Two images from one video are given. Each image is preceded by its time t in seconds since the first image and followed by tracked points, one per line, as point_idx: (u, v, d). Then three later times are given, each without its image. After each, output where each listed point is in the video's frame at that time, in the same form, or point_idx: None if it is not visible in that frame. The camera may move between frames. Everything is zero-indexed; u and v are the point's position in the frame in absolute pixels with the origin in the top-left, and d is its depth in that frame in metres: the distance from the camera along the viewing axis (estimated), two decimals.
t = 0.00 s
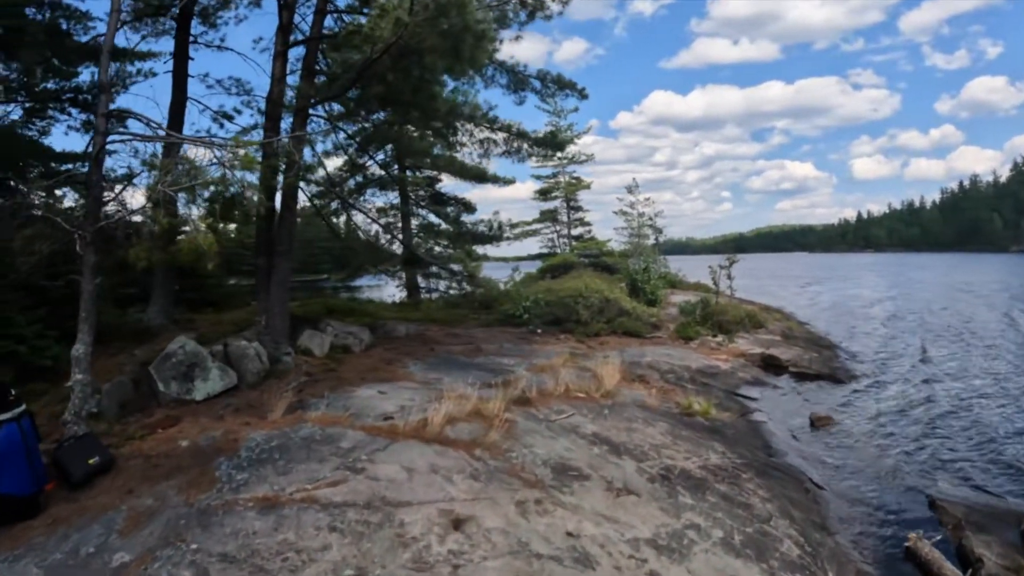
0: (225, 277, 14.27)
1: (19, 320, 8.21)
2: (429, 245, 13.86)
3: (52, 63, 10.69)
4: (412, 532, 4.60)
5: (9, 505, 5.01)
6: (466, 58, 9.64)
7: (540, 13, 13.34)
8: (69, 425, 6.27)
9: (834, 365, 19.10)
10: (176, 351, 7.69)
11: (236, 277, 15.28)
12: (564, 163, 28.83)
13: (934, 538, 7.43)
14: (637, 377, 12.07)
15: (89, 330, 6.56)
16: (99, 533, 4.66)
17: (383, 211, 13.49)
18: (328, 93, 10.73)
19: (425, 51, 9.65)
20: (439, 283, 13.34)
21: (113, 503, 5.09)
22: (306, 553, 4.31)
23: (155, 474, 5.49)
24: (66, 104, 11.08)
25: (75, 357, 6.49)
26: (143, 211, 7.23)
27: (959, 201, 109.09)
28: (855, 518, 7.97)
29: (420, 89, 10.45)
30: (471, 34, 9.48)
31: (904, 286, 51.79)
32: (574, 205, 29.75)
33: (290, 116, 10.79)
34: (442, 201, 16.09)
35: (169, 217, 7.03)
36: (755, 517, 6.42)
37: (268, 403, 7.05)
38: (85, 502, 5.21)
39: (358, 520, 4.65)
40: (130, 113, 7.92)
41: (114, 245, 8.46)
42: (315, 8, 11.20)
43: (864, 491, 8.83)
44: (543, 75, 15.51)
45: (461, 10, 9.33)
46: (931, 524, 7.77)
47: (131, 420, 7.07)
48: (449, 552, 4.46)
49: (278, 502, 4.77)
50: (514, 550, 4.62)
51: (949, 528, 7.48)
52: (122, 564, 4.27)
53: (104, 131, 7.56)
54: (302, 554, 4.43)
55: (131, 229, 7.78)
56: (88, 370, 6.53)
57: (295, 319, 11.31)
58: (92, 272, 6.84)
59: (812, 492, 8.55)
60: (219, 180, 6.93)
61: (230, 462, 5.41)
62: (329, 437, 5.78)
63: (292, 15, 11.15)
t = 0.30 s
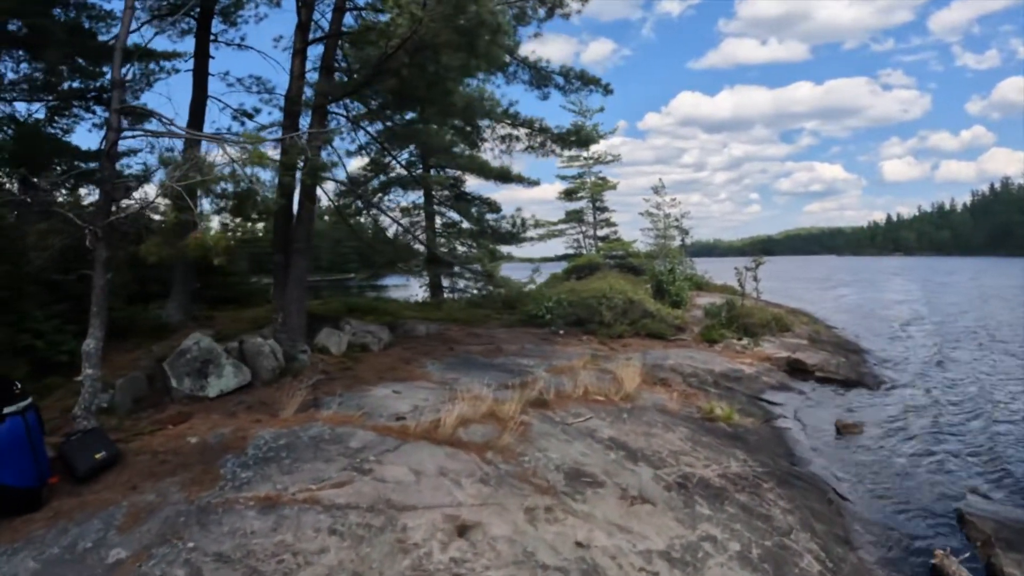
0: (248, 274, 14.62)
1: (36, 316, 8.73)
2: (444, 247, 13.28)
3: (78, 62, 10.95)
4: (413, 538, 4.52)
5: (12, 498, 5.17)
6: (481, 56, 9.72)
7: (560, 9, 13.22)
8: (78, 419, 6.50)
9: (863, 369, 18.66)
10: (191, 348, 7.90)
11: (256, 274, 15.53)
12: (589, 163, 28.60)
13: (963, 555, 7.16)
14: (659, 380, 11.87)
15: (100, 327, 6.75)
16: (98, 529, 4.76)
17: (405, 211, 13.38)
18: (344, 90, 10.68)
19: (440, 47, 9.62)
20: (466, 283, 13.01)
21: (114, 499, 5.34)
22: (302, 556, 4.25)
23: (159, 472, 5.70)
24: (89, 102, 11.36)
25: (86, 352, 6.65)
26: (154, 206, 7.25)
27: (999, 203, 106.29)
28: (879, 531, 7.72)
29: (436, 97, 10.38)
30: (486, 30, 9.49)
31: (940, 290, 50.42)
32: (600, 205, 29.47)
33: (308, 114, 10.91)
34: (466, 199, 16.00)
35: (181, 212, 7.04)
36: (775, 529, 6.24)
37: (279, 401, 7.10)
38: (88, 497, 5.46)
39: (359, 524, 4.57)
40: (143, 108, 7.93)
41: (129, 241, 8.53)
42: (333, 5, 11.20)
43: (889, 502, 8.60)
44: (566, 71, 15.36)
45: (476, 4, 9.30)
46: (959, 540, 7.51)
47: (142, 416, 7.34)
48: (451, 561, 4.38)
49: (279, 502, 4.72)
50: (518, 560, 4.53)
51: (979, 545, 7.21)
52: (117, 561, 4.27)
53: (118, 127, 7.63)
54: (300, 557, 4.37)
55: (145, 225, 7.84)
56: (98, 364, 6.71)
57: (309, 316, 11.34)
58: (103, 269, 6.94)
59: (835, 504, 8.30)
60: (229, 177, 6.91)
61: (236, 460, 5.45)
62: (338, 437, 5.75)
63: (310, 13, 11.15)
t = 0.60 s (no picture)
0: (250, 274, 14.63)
1: (31, 315, 8.73)
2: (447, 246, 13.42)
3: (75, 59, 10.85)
4: (394, 551, 4.46)
5: None
6: (476, 46, 9.87)
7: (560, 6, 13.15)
8: (66, 422, 6.51)
9: (869, 373, 18.49)
10: (182, 349, 7.94)
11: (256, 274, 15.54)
12: (593, 164, 28.43)
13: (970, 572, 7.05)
14: (661, 385, 11.76)
15: (87, 328, 6.72)
16: (76, 534, 4.76)
17: (407, 212, 13.24)
18: (342, 88, 10.52)
19: (434, 41, 9.75)
20: (470, 284, 12.56)
21: (98, 503, 5.30)
22: (276, 568, 4.17)
23: (144, 475, 5.66)
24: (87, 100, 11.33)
25: (71, 354, 6.63)
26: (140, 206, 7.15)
27: (1010, 205, 105.45)
28: (882, 550, 7.67)
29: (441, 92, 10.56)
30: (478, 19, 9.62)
31: (951, 292, 49.96)
32: (605, 206, 29.26)
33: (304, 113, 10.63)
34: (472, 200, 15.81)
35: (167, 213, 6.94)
36: (775, 543, 6.20)
37: (270, 402, 7.24)
38: (72, 500, 5.41)
39: (338, 535, 4.51)
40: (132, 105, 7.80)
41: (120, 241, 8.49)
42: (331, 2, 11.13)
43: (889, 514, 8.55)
44: (567, 68, 15.25)
45: None
46: (964, 555, 7.41)
47: (133, 417, 7.30)
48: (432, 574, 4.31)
49: (258, 511, 4.70)
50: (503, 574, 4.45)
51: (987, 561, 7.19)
52: (89, 568, 4.30)
53: (105, 125, 7.54)
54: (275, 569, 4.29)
55: (134, 224, 7.78)
56: (84, 365, 6.68)
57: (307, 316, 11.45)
58: (92, 268, 6.89)
59: (839, 516, 8.35)
60: (216, 176, 6.81)
61: (220, 465, 5.44)
62: (326, 442, 5.80)
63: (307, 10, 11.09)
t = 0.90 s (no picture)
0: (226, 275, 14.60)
1: None
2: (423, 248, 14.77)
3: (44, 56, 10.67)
4: (350, 563, 4.81)
5: None
6: (439, 37, 9.81)
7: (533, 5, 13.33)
8: (25, 427, 6.32)
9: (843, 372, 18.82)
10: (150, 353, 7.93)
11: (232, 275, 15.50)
12: (575, 165, 28.34)
13: None
14: (637, 389, 12.58)
15: (48, 330, 6.57)
16: (31, 543, 4.78)
17: (384, 212, 13.10)
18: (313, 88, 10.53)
19: (398, 32, 9.68)
20: (445, 286, 12.23)
21: (56, 511, 5.22)
22: None
23: (104, 482, 5.62)
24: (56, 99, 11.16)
25: (31, 358, 6.43)
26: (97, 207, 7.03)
27: (989, 207, 107.05)
28: (862, 559, 7.94)
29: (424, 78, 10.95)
30: (440, 10, 9.56)
31: (929, 292, 50.70)
32: (586, 206, 29.23)
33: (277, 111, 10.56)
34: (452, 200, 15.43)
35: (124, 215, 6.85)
36: (750, 555, 7.03)
37: (235, 408, 7.32)
38: (29, 508, 5.29)
39: (293, 547, 4.84)
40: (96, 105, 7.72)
41: (86, 243, 8.38)
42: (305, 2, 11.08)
43: (861, 524, 8.82)
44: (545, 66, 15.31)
45: None
46: (946, 566, 7.70)
47: (99, 422, 7.24)
48: None
49: (214, 521, 4.99)
50: None
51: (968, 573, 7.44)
52: None
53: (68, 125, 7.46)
54: None
55: (98, 225, 7.72)
56: (47, 370, 6.54)
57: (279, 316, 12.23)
58: (54, 270, 6.80)
59: (815, 524, 8.72)
60: (176, 177, 6.79)
61: (181, 472, 5.74)
62: (288, 449, 6.31)
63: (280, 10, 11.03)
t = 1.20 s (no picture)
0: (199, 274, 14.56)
1: None
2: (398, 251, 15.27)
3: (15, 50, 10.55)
4: (312, 564, 4.88)
5: None
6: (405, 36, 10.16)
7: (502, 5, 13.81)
8: None
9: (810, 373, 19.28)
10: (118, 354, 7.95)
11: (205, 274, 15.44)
12: (552, 165, 28.51)
13: None
14: (608, 390, 12.99)
15: (16, 330, 6.55)
16: None
17: (358, 212, 13.14)
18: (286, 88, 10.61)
19: (365, 33, 10.02)
20: (416, 285, 12.18)
21: (21, 512, 5.22)
22: None
23: (70, 484, 5.63)
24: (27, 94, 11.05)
25: None
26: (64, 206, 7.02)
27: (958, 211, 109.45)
28: (827, 558, 8.20)
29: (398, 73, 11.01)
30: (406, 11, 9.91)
31: (898, 293, 51.77)
32: (562, 207, 29.44)
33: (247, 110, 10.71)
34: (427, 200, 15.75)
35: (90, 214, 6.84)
36: (715, 557, 7.21)
37: (202, 409, 7.37)
38: None
39: (255, 549, 4.89)
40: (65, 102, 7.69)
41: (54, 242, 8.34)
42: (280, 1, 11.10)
43: (825, 525, 9.09)
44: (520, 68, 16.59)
45: None
46: (914, 567, 7.91)
47: (66, 423, 7.22)
48: None
49: (177, 522, 5.03)
50: None
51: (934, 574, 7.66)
52: None
53: (36, 122, 7.41)
54: None
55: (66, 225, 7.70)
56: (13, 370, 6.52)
57: (252, 316, 12.18)
58: (21, 269, 6.78)
59: (782, 526, 8.94)
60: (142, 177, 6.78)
61: (145, 474, 5.77)
62: (254, 450, 6.37)
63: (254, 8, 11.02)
